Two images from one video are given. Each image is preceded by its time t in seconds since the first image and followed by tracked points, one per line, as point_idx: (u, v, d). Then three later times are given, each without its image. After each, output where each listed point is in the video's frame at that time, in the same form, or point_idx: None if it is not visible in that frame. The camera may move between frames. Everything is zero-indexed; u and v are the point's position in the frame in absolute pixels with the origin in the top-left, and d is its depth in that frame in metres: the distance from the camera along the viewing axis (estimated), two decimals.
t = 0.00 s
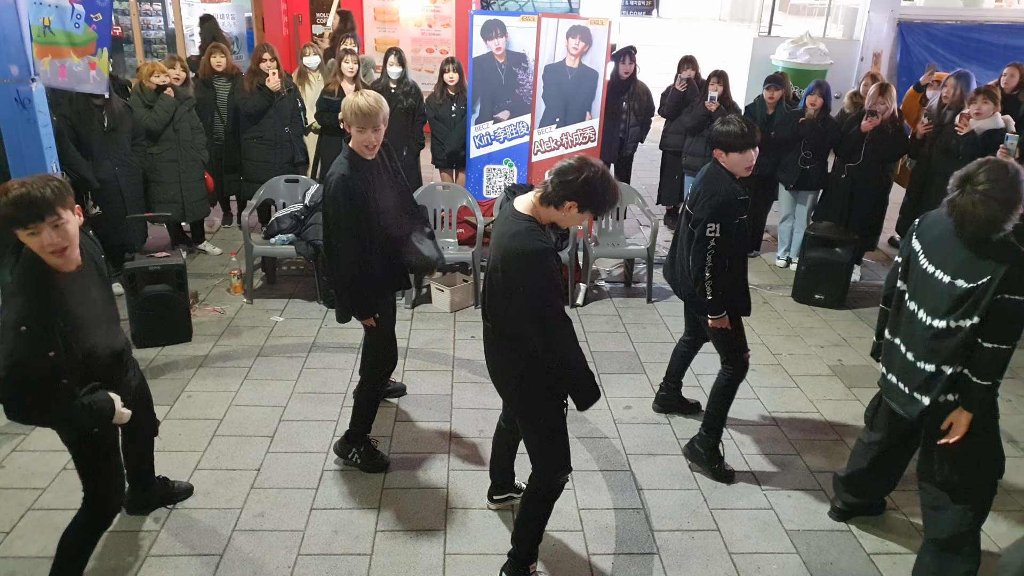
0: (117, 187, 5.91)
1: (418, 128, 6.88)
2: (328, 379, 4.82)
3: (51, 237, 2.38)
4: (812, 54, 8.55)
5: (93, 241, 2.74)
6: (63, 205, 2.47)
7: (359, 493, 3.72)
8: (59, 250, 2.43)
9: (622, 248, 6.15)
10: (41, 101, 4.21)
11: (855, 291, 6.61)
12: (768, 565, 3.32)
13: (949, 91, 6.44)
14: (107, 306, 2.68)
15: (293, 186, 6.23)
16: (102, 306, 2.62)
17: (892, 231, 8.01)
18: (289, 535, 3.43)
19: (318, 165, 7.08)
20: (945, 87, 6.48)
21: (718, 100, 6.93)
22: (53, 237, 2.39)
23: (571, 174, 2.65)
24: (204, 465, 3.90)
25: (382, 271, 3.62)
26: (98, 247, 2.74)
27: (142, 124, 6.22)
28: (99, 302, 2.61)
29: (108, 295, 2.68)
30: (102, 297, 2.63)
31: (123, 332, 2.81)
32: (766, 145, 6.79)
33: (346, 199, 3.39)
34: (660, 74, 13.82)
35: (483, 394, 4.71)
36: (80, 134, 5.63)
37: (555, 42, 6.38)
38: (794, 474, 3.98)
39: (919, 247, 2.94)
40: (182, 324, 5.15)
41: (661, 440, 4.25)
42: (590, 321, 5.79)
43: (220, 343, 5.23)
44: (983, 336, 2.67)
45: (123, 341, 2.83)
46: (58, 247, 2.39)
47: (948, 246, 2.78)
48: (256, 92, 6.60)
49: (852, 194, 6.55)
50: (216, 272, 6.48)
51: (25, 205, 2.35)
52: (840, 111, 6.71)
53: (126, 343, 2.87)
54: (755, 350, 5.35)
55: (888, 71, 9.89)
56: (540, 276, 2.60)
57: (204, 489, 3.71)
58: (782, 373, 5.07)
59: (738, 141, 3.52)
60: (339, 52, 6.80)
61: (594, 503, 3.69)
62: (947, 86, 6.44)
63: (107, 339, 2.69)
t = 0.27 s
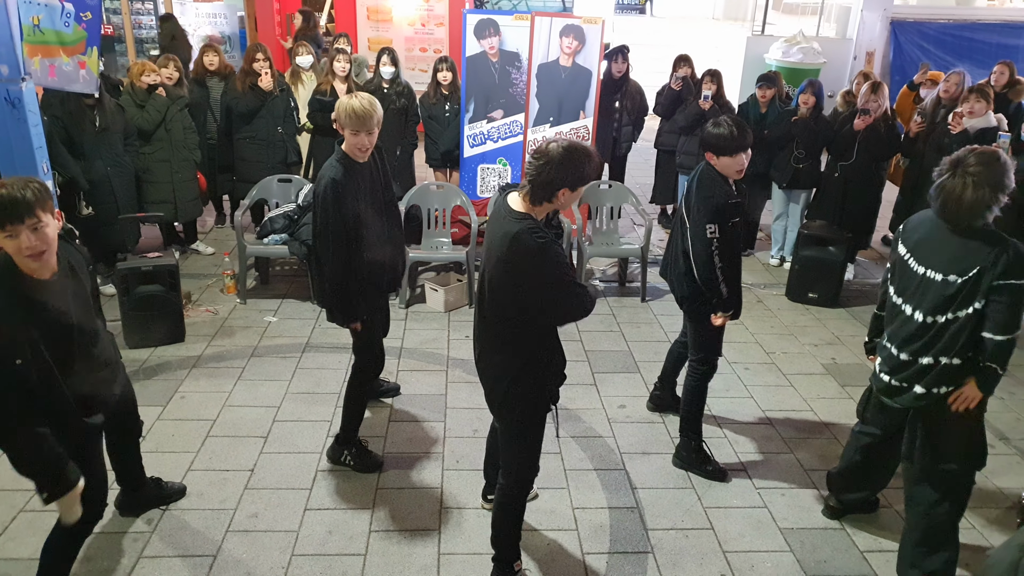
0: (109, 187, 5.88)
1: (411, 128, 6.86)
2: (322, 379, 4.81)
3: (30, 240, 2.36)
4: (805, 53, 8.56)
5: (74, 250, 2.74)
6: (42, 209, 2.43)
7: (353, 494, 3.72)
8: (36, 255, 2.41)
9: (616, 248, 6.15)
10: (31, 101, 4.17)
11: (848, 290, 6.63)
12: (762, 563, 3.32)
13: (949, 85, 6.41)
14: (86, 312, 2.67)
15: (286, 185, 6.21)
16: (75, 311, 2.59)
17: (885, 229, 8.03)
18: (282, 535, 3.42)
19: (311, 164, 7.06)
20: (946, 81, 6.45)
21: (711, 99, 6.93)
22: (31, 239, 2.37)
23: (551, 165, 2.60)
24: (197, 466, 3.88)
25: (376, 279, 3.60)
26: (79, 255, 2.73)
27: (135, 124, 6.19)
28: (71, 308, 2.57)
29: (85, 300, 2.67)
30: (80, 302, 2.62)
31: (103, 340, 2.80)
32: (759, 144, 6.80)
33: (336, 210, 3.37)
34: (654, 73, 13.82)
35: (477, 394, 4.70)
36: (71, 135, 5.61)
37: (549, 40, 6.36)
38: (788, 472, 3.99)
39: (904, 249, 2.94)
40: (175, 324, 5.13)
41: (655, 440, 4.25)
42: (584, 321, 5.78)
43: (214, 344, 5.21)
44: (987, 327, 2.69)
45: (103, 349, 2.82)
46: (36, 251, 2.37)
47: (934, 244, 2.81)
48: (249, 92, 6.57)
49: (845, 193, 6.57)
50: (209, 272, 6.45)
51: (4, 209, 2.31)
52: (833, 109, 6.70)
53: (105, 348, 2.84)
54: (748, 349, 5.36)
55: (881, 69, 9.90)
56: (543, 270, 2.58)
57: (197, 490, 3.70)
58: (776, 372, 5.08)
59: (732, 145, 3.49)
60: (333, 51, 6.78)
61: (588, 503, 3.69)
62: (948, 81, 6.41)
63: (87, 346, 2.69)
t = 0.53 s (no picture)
0: (107, 185, 5.87)
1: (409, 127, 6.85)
2: (319, 378, 4.80)
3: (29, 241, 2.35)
4: (804, 52, 8.56)
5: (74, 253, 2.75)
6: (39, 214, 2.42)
7: (349, 493, 3.71)
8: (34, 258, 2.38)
9: (615, 247, 6.14)
10: (28, 99, 4.16)
11: (846, 289, 6.63)
12: (760, 562, 3.32)
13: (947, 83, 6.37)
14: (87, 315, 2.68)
15: (284, 184, 6.20)
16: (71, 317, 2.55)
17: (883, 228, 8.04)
18: (280, 534, 3.41)
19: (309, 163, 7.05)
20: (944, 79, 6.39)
21: (709, 98, 6.93)
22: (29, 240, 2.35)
23: (529, 162, 2.63)
24: (194, 465, 3.87)
25: (375, 290, 3.61)
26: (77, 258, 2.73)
27: (132, 122, 6.18)
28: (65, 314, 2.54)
29: (84, 302, 2.66)
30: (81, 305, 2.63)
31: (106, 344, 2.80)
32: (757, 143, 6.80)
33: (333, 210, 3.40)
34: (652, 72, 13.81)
35: (475, 393, 4.70)
36: (68, 133, 5.59)
37: (547, 39, 6.35)
38: (786, 472, 3.99)
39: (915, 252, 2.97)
40: (172, 323, 5.12)
41: (653, 439, 4.24)
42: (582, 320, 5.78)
43: (211, 343, 5.20)
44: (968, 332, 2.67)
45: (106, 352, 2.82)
46: (38, 253, 2.36)
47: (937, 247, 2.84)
48: (246, 90, 6.56)
49: (843, 192, 6.58)
50: (207, 271, 6.44)
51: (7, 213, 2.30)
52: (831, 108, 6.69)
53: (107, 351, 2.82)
54: (747, 348, 5.35)
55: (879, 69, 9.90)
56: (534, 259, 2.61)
57: (195, 489, 3.69)
58: (774, 372, 5.07)
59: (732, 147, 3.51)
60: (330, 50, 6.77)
61: (586, 502, 3.69)
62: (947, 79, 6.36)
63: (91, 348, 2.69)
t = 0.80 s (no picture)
0: (107, 183, 5.86)
1: (409, 124, 6.84)
2: (319, 375, 4.80)
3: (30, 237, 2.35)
4: (805, 50, 8.54)
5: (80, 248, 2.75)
6: (50, 209, 2.40)
7: (349, 491, 3.71)
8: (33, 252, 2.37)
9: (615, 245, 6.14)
10: (28, 95, 4.16)
11: (846, 287, 6.62)
12: (760, 561, 3.32)
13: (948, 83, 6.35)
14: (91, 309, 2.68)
15: (284, 181, 6.19)
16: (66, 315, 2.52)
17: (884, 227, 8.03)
18: (279, 532, 3.41)
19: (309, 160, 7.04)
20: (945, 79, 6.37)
21: (711, 95, 6.92)
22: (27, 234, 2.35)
23: (531, 169, 2.62)
24: (194, 462, 3.87)
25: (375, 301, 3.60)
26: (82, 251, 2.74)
27: (132, 119, 6.17)
28: (62, 312, 2.51)
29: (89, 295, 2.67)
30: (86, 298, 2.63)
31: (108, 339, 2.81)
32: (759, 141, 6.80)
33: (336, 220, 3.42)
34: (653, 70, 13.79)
35: (475, 390, 4.69)
36: (68, 130, 5.57)
37: (547, 36, 6.36)
38: (786, 471, 3.99)
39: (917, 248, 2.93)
40: (172, 320, 5.12)
41: (653, 437, 4.24)
42: (582, 318, 5.77)
43: (211, 340, 5.20)
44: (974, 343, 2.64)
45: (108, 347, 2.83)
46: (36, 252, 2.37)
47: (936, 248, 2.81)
48: (246, 88, 6.55)
49: (844, 191, 6.57)
50: (207, 268, 6.44)
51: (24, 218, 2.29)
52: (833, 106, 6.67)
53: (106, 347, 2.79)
54: (747, 347, 5.35)
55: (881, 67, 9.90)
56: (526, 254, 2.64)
57: (194, 487, 3.69)
58: (774, 370, 5.07)
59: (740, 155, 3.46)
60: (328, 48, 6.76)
61: (586, 500, 3.69)
62: (947, 78, 6.34)
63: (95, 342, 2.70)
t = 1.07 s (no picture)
0: (104, 179, 5.84)
1: (407, 121, 6.83)
2: (317, 373, 4.79)
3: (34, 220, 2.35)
4: (804, 47, 8.53)
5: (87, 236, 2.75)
6: (50, 192, 2.41)
7: (347, 488, 3.70)
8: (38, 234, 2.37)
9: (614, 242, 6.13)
10: (24, 92, 4.15)
11: (845, 284, 6.62)
12: (758, 558, 3.32)
13: (946, 80, 6.33)
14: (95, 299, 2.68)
15: (282, 178, 6.17)
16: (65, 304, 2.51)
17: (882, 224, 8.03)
18: (277, 529, 3.40)
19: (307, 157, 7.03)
20: (943, 77, 6.36)
21: (710, 92, 6.91)
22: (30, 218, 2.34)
23: (529, 151, 2.61)
24: (191, 460, 3.87)
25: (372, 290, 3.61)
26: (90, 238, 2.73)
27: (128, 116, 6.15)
28: (63, 303, 2.50)
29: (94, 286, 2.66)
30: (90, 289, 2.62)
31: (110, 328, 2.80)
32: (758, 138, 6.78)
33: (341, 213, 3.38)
34: (651, 67, 13.78)
35: (473, 388, 4.69)
36: (64, 126, 5.55)
37: (546, 32, 6.35)
38: (784, 467, 3.99)
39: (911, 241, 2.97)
40: (170, 318, 5.11)
41: (651, 434, 4.24)
42: (581, 315, 5.77)
43: (209, 337, 5.19)
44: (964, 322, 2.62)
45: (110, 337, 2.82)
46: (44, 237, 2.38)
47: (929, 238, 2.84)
48: (243, 84, 6.53)
49: (843, 188, 6.56)
50: (206, 266, 6.42)
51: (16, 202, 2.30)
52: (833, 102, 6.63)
53: (104, 337, 2.77)
54: (745, 344, 5.34)
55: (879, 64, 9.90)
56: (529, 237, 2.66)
57: (192, 484, 3.68)
58: (773, 367, 5.07)
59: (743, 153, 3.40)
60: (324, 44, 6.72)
61: (584, 497, 3.68)
62: (946, 76, 6.32)
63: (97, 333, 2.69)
